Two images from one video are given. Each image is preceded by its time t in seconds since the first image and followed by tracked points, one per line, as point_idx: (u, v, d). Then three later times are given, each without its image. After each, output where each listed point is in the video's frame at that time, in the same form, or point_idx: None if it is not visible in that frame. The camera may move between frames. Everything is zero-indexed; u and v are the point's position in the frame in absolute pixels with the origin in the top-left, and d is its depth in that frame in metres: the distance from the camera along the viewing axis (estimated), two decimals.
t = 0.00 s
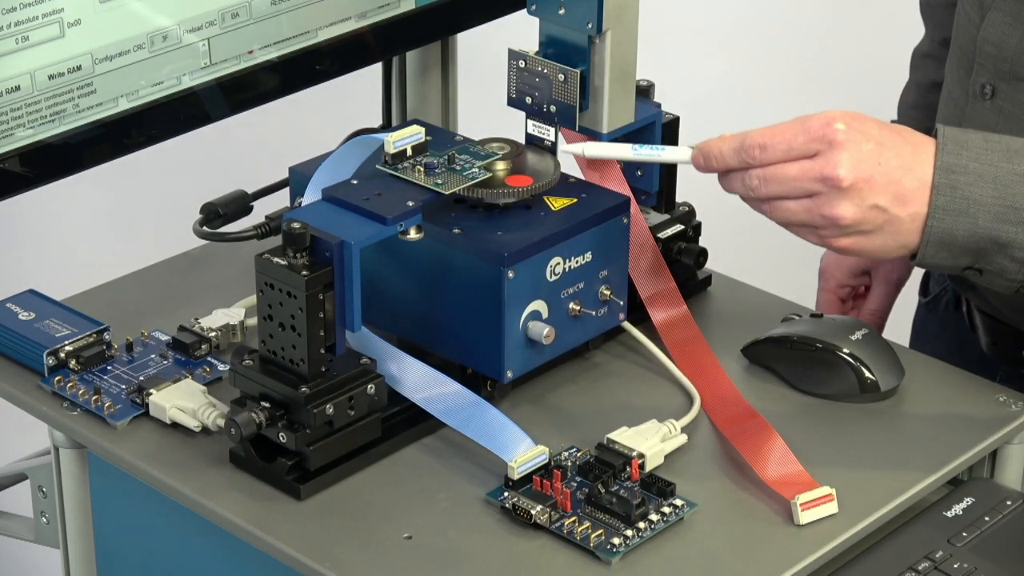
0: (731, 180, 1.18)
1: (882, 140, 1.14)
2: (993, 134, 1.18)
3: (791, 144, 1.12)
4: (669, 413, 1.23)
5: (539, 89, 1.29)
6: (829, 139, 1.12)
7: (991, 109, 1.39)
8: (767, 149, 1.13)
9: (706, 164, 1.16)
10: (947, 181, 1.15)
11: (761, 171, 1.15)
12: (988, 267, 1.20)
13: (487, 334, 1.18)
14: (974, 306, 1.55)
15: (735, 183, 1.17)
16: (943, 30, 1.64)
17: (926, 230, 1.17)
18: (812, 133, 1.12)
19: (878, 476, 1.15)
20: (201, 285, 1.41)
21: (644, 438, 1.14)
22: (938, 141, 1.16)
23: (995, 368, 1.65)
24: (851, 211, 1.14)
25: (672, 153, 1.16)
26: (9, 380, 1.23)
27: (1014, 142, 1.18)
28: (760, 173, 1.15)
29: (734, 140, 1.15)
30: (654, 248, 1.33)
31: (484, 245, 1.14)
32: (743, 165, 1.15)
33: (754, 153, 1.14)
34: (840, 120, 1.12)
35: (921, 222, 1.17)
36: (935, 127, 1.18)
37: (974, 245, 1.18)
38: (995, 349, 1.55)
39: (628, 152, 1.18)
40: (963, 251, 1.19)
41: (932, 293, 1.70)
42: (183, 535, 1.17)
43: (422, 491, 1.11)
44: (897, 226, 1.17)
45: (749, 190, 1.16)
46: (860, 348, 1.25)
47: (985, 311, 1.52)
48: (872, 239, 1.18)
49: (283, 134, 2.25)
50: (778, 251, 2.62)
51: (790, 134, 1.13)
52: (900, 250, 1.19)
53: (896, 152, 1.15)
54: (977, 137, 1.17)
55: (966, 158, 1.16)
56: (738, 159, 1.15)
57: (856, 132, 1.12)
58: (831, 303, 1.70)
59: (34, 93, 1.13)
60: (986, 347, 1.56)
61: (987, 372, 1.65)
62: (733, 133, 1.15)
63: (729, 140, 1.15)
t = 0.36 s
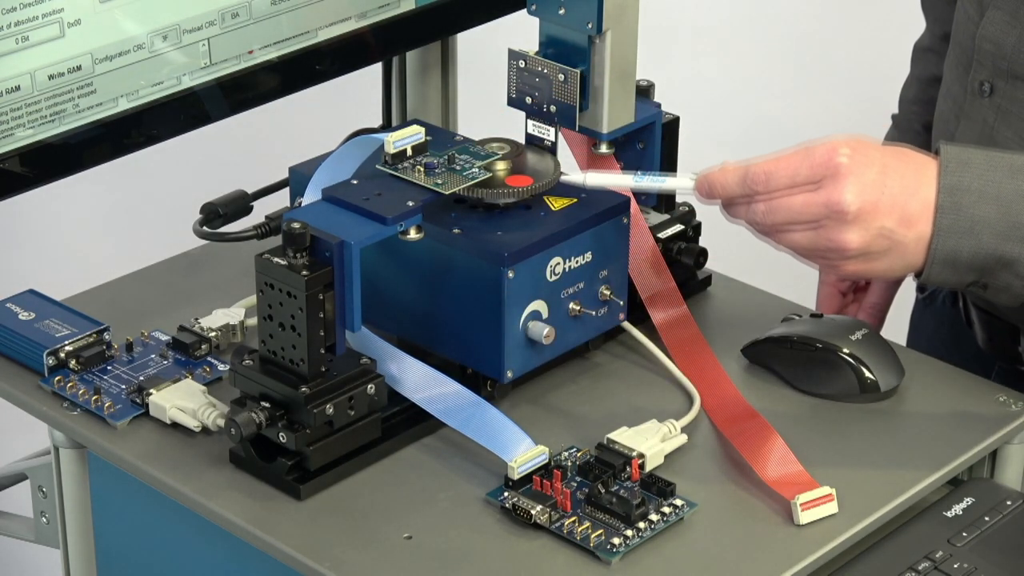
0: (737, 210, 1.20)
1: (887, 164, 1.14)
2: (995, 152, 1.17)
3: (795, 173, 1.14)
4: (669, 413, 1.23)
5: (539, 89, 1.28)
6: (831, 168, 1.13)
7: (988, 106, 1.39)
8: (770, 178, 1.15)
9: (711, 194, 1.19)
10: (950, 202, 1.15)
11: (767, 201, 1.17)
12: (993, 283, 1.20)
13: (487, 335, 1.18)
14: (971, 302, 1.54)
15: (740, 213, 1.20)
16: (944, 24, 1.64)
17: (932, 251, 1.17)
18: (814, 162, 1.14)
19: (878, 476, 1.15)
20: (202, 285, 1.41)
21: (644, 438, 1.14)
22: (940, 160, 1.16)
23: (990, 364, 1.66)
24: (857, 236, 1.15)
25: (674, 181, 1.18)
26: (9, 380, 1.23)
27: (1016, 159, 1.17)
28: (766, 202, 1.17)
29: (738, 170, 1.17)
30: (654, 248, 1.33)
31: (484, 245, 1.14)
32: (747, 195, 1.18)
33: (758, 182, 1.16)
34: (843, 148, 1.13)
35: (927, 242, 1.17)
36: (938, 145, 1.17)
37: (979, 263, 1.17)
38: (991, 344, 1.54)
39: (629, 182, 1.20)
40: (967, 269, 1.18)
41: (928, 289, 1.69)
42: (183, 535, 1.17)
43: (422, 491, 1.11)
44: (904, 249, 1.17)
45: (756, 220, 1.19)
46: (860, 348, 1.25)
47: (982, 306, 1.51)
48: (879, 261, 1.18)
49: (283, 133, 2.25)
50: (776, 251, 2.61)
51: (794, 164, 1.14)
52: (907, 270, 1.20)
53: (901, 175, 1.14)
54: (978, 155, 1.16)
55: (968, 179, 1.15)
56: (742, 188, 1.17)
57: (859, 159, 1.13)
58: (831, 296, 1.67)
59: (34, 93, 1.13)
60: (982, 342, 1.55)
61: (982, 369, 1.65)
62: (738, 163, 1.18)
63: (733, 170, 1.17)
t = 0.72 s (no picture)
0: (733, 218, 1.17)
1: (881, 175, 1.13)
2: (990, 158, 1.17)
3: (791, 187, 1.12)
4: (669, 413, 1.23)
5: (539, 89, 1.29)
6: (828, 183, 1.11)
7: (988, 103, 1.39)
8: (767, 193, 1.13)
9: (707, 204, 1.16)
10: (946, 210, 1.15)
11: (762, 213, 1.15)
12: (988, 287, 1.20)
13: (487, 335, 1.18)
14: (968, 299, 1.52)
15: (736, 223, 1.17)
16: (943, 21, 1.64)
17: (928, 258, 1.17)
18: (810, 177, 1.12)
19: (878, 475, 1.15)
20: (202, 285, 1.41)
21: (644, 438, 1.14)
22: (935, 167, 1.16)
23: (988, 362, 1.65)
24: (852, 249, 1.14)
25: (670, 188, 1.15)
26: (9, 380, 1.23)
27: (1009, 165, 1.17)
28: (761, 215, 1.15)
29: (734, 182, 1.14)
30: (654, 250, 1.33)
31: (484, 245, 1.14)
32: (743, 207, 1.15)
33: (754, 196, 1.13)
34: (839, 162, 1.11)
35: (922, 250, 1.17)
36: (932, 152, 1.18)
37: (974, 268, 1.18)
38: (989, 340, 1.54)
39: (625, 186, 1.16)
40: (963, 275, 1.19)
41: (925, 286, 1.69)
42: (183, 535, 1.17)
43: (422, 491, 1.11)
44: (899, 258, 1.17)
45: (751, 231, 1.16)
46: (860, 349, 1.25)
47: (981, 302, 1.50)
48: (874, 270, 1.18)
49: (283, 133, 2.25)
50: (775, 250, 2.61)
51: (790, 177, 1.12)
52: (902, 277, 1.19)
53: (895, 186, 1.14)
54: (974, 161, 1.17)
55: (962, 186, 1.15)
56: (738, 202, 1.14)
57: (854, 172, 1.12)
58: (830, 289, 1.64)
59: (34, 93, 1.13)
60: (980, 338, 1.54)
61: (981, 366, 1.65)
62: (733, 173, 1.15)
63: (728, 182, 1.15)
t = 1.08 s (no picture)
0: (731, 216, 1.17)
1: (879, 172, 1.13)
2: (988, 156, 1.18)
3: (789, 184, 1.12)
4: (669, 413, 1.23)
5: (539, 89, 1.29)
6: (826, 180, 1.11)
7: (988, 101, 1.39)
8: (765, 190, 1.13)
9: (705, 201, 1.16)
10: (944, 208, 1.15)
11: (760, 211, 1.15)
12: (987, 285, 1.21)
13: (487, 334, 1.18)
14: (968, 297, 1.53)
15: (734, 220, 1.17)
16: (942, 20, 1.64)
17: (925, 256, 1.17)
18: (808, 174, 1.12)
19: (878, 475, 1.15)
20: (202, 285, 1.41)
21: (644, 438, 1.14)
22: (934, 165, 1.16)
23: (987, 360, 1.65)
24: (850, 246, 1.14)
25: (669, 185, 1.15)
26: (10, 380, 1.23)
27: (1008, 162, 1.17)
28: (759, 212, 1.15)
29: (732, 179, 1.14)
30: (654, 249, 1.33)
31: (484, 245, 1.14)
32: (742, 204, 1.15)
33: (752, 193, 1.13)
34: (837, 159, 1.11)
35: (920, 248, 1.17)
36: (930, 150, 1.18)
37: (972, 266, 1.18)
38: (988, 338, 1.54)
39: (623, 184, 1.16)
40: (961, 273, 1.19)
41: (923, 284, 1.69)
42: (183, 535, 1.17)
43: (422, 491, 1.11)
44: (897, 255, 1.17)
45: (749, 228, 1.16)
46: (860, 349, 1.25)
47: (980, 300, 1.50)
48: (872, 267, 1.18)
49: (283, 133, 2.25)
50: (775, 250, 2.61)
51: (788, 174, 1.12)
52: (900, 275, 1.19)
53: (893, 184, 1.14)
54: (972, 159, 1.17)
55: (961, 183, 1.15)
56: (737, 199, 1.14)
57: (852, 169, 1.12)
58: (829, 288, 1.64)
59: (34, 93, 1.13)
60: (979, 336, 1.54)
61: (980, 365, 1.65)
62: (731, 170, 1.15)
63: (727, 179, 1.14)
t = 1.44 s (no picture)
0: (730, 216, 1.18)
1: (879, 171, 1.13)
2: (987, 154, 1.18)
3: (789, 183, 1.12)
4: (669, 413, 1.23)
5: (539, 89, 1.29)
6: (825, 179, 1.11)
7: (987, 101, 1.39)
8: (764, 189, 1.13)
9: (704, 201, 1.16)
10: (944, 206, 1.15)
11: (760, 210, 1.15)
12: (986, 283, 1.21)
13: (487, 334, 1.18)
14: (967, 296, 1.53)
15: (734, 219, 1.17)
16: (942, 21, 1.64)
17: (925, 255, 1.17)
18: (807, 173, 1.12)
19: (878, 475, 1.15)
20: (202, 285, 1.41)
21: (644, 438, 1.14)
22: (933, 164, 1.16)
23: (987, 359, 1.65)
24: (850, 245, 1.14)
25: (669, 184, 1.15)
26: (9, 380, 1.23)
27: (1007, 161, 1.17)
28: (758, 211, 1.15)
29: (731, 179, 1.14)
30: (654, 248, 1.33)
31: (484, 245, 1.14)
32: (741, 204, 1.15)
33: (751, 192, 1.13)
34: (836, 158, 1.11)
35: (920, 247, 1.17)
36: (930, 148, 1.18)
37: (972, 265, 1.18)
38: (988, 337, 1.54)
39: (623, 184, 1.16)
40: (961, 272, 1.19)
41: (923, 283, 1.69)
42: (183, 535, 1.17)
43: (422, 491, 1.11)
44: (897, 254, 1.17)
45: (749, 227, 1.16)
46: (860, 349, 1.25)
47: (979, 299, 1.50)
48: (871, 266, 1.18)
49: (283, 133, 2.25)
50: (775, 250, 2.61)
51: (787, 173, 1.12)
52: (900, 274, 1.19)
53: (892, 183, 1.14)
54: (971, 157, 1.17)
55: (960, 182, 1.15)
56: (736, 199, 1.14)
57: (851, 168, 1.12)
58: (829, 289, 1.64)
59: (34, 93, 1.13)
60: (979, 335, 1.54)
61: (980, 365, 1.65)
62: (730, 170, 1.15)
63: (726, 178, 1.15)
